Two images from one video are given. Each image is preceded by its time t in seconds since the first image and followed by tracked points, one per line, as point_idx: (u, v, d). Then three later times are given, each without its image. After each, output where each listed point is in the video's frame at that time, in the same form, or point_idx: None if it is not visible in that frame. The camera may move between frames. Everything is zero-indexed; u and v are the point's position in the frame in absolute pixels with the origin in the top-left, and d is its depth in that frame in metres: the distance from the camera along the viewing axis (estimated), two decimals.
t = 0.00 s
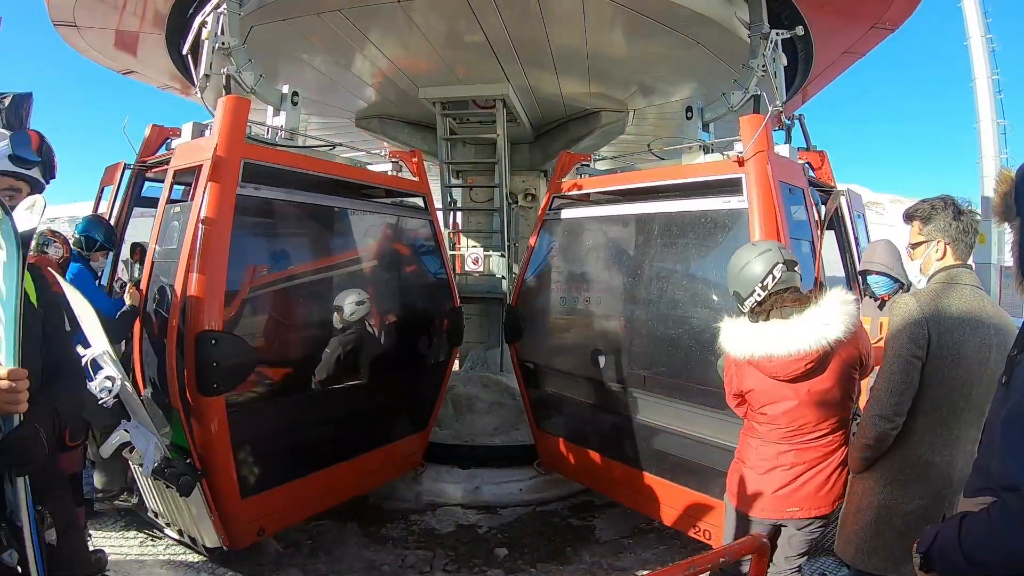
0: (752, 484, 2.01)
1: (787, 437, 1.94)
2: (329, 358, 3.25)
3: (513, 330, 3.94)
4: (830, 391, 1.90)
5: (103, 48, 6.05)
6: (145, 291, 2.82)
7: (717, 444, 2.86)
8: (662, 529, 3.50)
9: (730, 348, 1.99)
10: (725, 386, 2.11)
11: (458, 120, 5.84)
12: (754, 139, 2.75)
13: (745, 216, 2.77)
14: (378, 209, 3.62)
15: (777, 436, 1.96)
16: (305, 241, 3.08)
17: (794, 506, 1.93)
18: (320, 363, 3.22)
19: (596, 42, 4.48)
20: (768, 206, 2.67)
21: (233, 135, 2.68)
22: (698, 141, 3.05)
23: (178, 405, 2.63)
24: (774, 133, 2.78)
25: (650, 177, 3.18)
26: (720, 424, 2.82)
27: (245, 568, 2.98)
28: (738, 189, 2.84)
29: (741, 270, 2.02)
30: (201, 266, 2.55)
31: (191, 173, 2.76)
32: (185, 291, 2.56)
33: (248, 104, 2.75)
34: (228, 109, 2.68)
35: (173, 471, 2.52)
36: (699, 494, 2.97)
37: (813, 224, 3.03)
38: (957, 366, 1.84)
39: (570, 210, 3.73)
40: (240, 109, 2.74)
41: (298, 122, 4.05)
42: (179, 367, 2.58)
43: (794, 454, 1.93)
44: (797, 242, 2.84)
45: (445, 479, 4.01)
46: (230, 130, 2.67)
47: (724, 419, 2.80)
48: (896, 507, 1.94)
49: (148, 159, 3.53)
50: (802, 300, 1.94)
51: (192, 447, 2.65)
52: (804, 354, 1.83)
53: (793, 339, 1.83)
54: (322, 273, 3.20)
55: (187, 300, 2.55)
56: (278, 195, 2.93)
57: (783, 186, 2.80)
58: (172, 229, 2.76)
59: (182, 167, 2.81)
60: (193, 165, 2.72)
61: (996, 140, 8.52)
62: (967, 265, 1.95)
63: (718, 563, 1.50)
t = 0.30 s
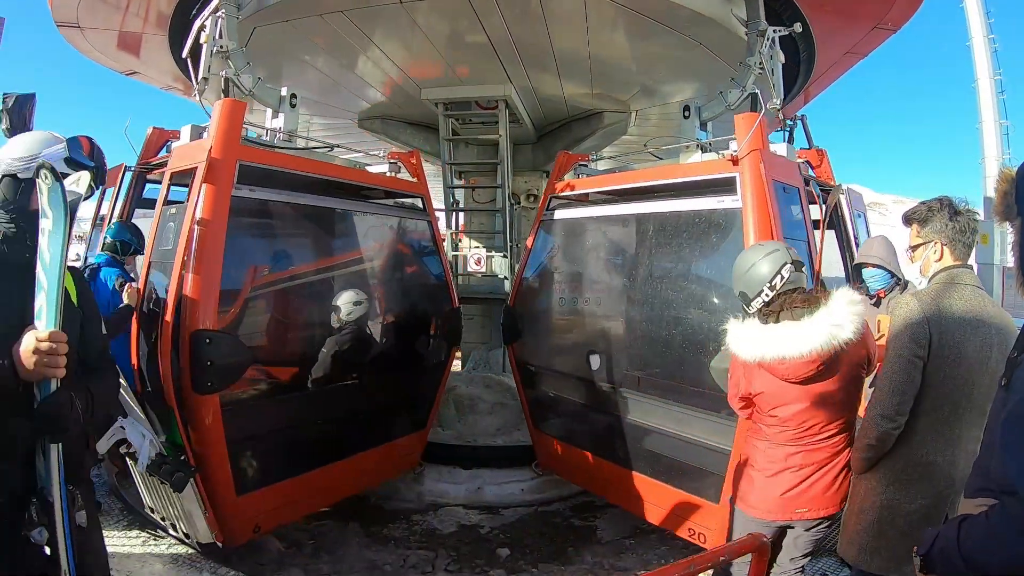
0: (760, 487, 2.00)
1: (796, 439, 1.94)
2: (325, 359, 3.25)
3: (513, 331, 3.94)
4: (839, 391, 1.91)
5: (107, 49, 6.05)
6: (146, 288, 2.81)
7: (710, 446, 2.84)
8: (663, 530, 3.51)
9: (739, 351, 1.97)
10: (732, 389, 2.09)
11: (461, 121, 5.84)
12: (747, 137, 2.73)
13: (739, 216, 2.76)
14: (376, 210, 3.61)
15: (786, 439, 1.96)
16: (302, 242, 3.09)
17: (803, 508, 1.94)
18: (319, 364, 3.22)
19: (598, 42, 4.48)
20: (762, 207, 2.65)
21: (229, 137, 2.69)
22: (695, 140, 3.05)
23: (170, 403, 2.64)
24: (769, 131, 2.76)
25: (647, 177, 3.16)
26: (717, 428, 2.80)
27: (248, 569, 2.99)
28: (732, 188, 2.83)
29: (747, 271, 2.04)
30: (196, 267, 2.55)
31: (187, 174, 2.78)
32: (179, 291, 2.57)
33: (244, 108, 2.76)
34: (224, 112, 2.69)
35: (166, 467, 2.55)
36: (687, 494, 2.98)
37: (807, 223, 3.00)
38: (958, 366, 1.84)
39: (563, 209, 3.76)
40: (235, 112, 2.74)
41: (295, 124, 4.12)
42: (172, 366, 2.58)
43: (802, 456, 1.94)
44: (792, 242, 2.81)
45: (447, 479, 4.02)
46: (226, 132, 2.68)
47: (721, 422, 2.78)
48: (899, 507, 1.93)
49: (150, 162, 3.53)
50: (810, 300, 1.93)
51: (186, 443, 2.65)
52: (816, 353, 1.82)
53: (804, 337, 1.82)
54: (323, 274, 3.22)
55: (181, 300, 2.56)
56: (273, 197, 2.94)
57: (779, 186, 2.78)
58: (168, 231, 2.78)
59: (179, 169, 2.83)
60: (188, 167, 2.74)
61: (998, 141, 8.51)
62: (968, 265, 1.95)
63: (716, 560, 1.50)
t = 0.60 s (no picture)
0: (767, 493, 2.00)
1: (803, 444, 1.96)
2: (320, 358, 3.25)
3: (513, 331, 3.94)
4: (844, 395, 1.93)
5: (108, 48, 6.05)
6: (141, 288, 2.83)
7: (698, 446, 2.86)
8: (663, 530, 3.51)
9: (750, 354, 1.96)
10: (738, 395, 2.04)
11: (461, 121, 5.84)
12: (738, 135, 2.73)
13: (729, 214, 2.75)
14: (371, 210, 3.58)
15: (793, 444, 1.97)
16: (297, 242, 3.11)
17: (809, 513, 1.96)
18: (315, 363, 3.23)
19: (598, 42, 4.47)
20: (753, 206, 2.64)
21: (222, 139, 2.69)
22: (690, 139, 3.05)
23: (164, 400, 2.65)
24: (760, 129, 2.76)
25: (639, 176, 3.14)
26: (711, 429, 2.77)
27: (249, 568, 3.00)
28: (723, 186, 2.82)
29: (757, 271, 2.02)
30: (189, 267, 2.56)
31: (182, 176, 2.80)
32: (173, 291, 2.58)
33: (238, 109, 2.77)
34: (217, 115, 2.69)
35: (159, 463, 2.52)
36: (668, 493, 3.04)
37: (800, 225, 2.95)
38: (955, 366, 1.84)
39: (554, 209, 3.78)
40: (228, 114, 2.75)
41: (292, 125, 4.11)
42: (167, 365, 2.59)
43: (808, 461, 1.96)
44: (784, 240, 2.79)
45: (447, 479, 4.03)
46: (218, 133, 2.68)
47: (714, 424, 2.76)
48: (898, 507, 1.92)
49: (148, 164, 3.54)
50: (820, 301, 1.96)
51: (178, 439, 2.66)
52: (830, 358, 1.83)
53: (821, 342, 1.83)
54: (322, 273, 3.24)
55: (175, 299, 2.58)
56: (267, 198, 2.95)
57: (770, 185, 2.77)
58: (164, 231, 2.80)
59: (174, 171, 2.85)
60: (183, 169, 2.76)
61: (999, 142, 8.50)
62: (964, 265, 1.96)
63: (709, 558, 1.51)
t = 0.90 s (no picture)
0: (764, 491, 1.99)
1: (804, 443, 1.96)
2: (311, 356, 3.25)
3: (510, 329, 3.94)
4: (845, 394, 1.95)
5: (109, 48, 6.07)
6: (134, 283, 2.87)
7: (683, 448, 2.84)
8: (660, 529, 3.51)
9: (754, 343, 1.94)
10: (744, 394, 1.98)
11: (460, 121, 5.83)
12: (726, 130, 2.70)
13: (717, 212, 2.71)
14: (365, 210, 3.57)
15: (794, 443, 1.97)
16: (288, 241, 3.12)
17: (806, 511, 1.98)
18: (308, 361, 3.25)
19: (595, 43, 4.47)
20: (739, 202, 2.61)
21: (212, 140, 2.69)
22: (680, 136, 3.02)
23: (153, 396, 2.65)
24: (748, 124, 2.73)
25: (628, 174, 3.10)
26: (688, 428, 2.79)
27: (247, 565, 3.01)
28: (709, 184, 2.80)
29: (781, 263, 2.01)
30: (178, 266, 2.56)
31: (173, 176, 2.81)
32: (163, 289, 2.59)
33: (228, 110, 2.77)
34: (207, 117, 2.69)
35: (148, 456, 2.58)
36: (643, 488, 3.07)
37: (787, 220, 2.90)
38: (953, 364, 1.83)
39: (544, 208, 3.79)
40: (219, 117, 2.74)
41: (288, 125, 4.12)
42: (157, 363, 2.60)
43: (808, 459, 1.97)
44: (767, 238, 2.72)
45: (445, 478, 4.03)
46: (209, 134, 2.68)
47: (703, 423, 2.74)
48: (896, 507, 1.91)
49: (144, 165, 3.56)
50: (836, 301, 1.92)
51: (167, 434, 2.67)
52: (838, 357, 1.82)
53: (829, 342, 1.81)
54: (323, 271, 3.31)
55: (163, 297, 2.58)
56: (256, 198, 2.94)
57: (757, 182, 2.73)
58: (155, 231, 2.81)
59: (165, 171, 2.87)
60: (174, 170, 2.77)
61: (998, 142, 8.49)
62: (957, 264, 1.96)
63: (694, 555, 1.52)
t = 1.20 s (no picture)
0: (735, 494, 1.96)
1: (778, 447, 1.93)
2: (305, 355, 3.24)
3: (507, 328, 3.92)
4: (821, 396, 1.91)
5: (107, 45, 6.05)
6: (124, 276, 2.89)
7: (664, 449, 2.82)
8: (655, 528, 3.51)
9: (742, 339, 1.87)
10: (725, 399, 1.89)
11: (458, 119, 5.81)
12: (712, 125, 2.68)
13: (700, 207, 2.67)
14: (357, 208, 3.54)
15: (769, 448, 1.93)
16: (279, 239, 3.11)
17: (777, 516, 1.97)
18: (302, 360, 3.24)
19: (593, 42, 4.46)
20: (722, 197, 2.56)
21: (202, 139, 2.68)
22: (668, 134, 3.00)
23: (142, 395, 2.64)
24: (735, 120, 2.70)
25: (619, 171, 3.08)
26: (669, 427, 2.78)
27: (241, 564, 3.00)
28: (695, 180, 2.75)
29: (775, 259, 1.98)
30: (166, 264, 2.55)
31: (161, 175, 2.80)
32: (150, 288, 2.57)
33: (217, 111, 2.76)
34: (196, 117, 2.68)
35: (134, 451, 2.55)
36: (628, 488, 3.07)
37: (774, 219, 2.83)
38: (956, 364, 1.83)
39: (537, 205, 3.80)
40: (207, 117, 2.73)
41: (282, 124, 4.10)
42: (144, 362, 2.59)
43: (781, 462, 1.95)
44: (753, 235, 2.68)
45: (440, 477, 4.03)
46: (198, 134, 2.67)
47: (682, 426, 2.71)
48: (898, 507, 1.92)
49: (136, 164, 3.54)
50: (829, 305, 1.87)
51: (151, 426, 2.65)
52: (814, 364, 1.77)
53: (821, 344, 1.76)
54: (325, 267, 3.33)
55: (151, 295, 2.56)
56: (246, 197, 2.92)
57: (744, 178, 2.70)
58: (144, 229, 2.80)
59: (154, 170, 2.86)
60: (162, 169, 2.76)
61: (997, 142, 8.49)
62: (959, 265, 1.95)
63: (684, 558, 1.50)
